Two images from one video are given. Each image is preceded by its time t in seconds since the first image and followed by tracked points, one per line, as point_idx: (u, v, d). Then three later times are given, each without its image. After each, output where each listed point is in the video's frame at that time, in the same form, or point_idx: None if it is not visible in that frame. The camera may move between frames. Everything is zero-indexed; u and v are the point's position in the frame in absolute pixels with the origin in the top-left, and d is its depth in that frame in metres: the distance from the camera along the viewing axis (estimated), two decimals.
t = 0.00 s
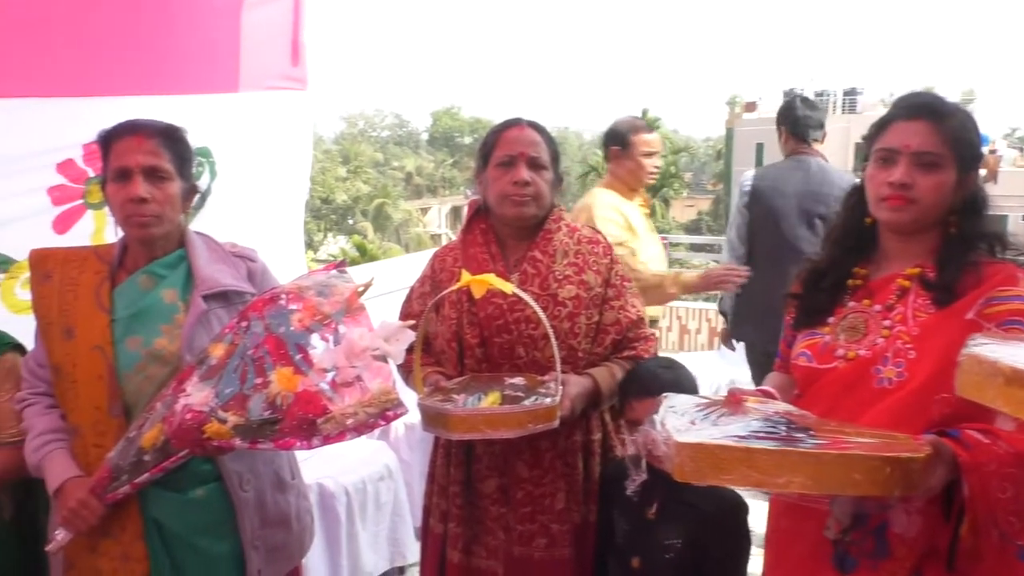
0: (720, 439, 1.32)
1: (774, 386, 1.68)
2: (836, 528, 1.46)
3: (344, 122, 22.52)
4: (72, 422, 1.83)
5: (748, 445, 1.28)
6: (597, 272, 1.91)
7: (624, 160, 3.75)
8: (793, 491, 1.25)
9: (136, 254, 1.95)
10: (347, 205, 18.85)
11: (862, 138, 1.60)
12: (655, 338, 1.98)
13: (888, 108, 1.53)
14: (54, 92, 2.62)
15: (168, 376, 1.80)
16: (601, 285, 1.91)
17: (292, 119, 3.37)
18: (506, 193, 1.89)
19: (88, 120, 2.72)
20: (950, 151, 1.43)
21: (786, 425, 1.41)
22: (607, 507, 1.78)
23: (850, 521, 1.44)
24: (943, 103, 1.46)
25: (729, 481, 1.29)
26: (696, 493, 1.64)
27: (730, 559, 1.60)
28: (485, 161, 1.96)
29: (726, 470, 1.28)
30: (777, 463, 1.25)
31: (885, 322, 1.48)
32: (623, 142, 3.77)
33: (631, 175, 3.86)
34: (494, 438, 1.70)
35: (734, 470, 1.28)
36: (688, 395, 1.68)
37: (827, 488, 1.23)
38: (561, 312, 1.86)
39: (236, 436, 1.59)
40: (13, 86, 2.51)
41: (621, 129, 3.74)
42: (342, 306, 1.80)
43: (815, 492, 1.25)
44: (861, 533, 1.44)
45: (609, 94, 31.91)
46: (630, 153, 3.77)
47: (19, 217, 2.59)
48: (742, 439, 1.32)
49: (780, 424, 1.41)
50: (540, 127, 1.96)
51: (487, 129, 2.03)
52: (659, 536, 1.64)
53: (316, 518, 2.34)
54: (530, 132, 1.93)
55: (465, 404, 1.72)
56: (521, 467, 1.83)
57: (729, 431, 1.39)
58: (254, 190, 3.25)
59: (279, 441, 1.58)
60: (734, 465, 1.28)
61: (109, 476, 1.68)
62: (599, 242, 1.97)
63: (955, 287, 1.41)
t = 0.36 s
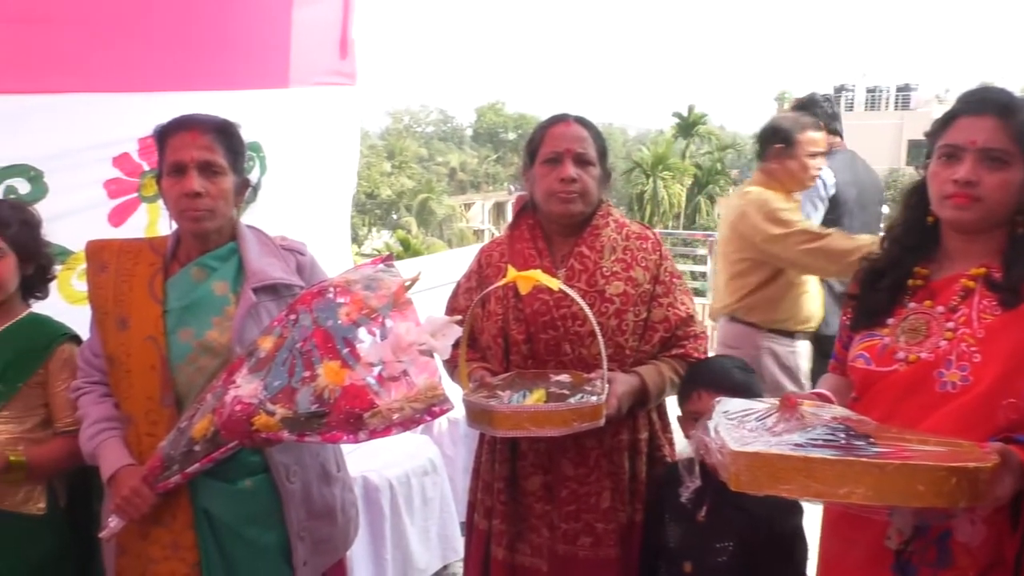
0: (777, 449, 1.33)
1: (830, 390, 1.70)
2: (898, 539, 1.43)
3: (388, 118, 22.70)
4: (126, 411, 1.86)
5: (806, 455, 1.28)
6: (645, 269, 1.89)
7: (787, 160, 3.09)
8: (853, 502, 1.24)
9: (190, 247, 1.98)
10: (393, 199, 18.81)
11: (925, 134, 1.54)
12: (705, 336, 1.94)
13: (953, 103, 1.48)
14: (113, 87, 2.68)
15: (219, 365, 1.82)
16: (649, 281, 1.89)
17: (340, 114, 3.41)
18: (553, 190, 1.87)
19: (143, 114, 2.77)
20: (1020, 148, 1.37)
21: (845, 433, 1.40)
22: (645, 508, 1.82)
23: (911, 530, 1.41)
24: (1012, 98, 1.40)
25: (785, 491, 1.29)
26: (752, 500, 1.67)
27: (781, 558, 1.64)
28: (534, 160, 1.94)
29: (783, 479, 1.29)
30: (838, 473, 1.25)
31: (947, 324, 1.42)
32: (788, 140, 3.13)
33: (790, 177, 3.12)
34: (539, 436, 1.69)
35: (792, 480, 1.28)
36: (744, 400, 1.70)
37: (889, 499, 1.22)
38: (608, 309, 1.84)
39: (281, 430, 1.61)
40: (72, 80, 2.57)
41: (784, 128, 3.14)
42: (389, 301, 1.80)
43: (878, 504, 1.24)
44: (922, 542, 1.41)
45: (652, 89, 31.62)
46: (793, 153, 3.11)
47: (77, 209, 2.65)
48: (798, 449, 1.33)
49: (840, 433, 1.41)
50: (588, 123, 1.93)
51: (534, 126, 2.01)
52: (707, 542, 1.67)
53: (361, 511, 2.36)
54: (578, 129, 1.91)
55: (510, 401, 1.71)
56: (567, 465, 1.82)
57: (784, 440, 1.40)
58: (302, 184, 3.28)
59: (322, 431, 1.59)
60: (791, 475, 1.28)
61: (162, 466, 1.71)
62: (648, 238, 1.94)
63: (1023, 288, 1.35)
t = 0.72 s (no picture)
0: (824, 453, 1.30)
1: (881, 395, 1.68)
2: (950, 547, 1.40)
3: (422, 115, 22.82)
4: (170, 406, 1.88)
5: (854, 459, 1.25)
6: (688, 268, 1.86)
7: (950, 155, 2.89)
8: (904, 509, 1.21)
9: (232, 243, 1.99)
10: (428, 197, 19.20)
11: (982, 133, 1.50)
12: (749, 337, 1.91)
13: (1013, 99, 1.43)
14: (160, 85, 2.72)
15: (261, 362, 1.84)
16: (692, 281, 1.86)
17: (380, 112, 3.43)
18: (592, 187, 1.85)
19: (186, 112, 2.82)
20: None
21: (895, 438, 1.37)
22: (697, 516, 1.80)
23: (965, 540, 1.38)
24: None
25: (831, 497, 1.26)
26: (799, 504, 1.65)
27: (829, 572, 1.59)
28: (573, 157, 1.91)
29: (829, 485, 1.26)
30: (888, 479, 1.22)
31: (1005, 329, 1.38)
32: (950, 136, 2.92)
33: (953, 174, 2.91)
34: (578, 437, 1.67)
35: (839, 485, 1.25)
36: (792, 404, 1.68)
37: (942, 507, 1.19)
38: (650, 308, 1.81)
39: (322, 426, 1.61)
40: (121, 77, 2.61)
41: (942, 123, 2.94)
42: (431, 298, 1.79)
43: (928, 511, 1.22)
44: (976, 552, 1.37)
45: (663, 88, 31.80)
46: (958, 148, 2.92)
47: (123, 205, 2.70)
48: (845, 453, 1.30)
49: (889, 437, 1.38)
50: (629, 119, 1.90)
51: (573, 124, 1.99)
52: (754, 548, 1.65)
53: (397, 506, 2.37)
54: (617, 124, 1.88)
55: (550, 401, 1.69)
56: (607, 467, 1.80)
57: (831, 445, 1.37)
58: (341, 181, 3.31)
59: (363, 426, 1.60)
60: (838, 480, 1.25)
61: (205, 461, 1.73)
62: (690, 237, 1.91)
63: None
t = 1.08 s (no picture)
0: (876, 452, 1.30)
1: (929, 396, 1.64)
2: (1003, 552, 1.37)
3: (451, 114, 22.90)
4: (211, 403, 1.90)
5: (908, 459, 1.26)
6: (730, 267, 1.82)
7: None
8: (959, 510, 1.24)
9: (271, 241, 2.00)
10: (461, 194, 19.48)
11: None
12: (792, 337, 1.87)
13: None
14: (202, 83, 2.74)
15: (300, 359, 1.85)
16: (735, 280, 1.82)
17: (415, 109, 3.43)
18: (631, 186, 1.82)
19: (224, 110, 2.84)
20: None
21: (946, 437, 1.36)
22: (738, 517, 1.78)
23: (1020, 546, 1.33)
24: None
25: (883, 496, 1.27)
26: (848, 508, 1.60)
27: None
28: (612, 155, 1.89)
29: (881, 484, 1.27)
30: (943, 481, 1.24)
31: None
32: None
33: None
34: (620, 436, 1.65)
35: (891, 485, 1.26)
36: (837, 402, 1.64)
37: (997, 509, 1.22)
38: (692, 308, 1.78)
39: (361, 424, 1.61)
40: (165, 76, 2.64)
41: None
42: (469, 295, 1.79)
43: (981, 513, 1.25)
44: None
45: (693, 84, 31.51)
46: None
47: (164, 203, 2.72)
48: (899, 452, 1.30)
49: (940, 435, 1.38)
50: (669, 115, 1.87)
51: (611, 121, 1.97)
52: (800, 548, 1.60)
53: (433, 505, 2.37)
54: (658, 122, 1.85)
55: (591, 400, 1.67)
56: (647, 468, 1.78)
57: (880, 442, 1.37)
58: (375, 179, 3.32)
59: (402, 423, 1.60)
60: (891, 480, 1.26)
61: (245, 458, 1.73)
62: (732, 235, 1.88)
63: None
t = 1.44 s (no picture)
0: (921, 456, 1.28)
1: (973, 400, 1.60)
2: None
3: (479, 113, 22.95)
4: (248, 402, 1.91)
5: (954, 465, 1.24)
6: (770, 267, 1.80)
7: None
8: (1008, 517, 1.22)
9: (307, 241, 2.01)
10: (490, 194, 19.53)
11: None
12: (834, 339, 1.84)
13: None
14: (236, 86, 2.78)
15: (336, 360, 1.85)
16: (775, 281, 1.80)
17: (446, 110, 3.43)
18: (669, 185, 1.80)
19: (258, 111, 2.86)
20: None
21: (994, 442, 1.34)
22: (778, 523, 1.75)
23: None
24: None
25: (929, 502, 1.25)
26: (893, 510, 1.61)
27: None
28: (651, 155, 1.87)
29: (928, 490, 1.26)
30: (991, 487, 1.22)
31: None
32: None
33: None
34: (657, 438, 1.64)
35: (937, 490, 1.25)
36: (878, 406, 1.62)
37: None
38: (732, 308, 1.76)
39: (396, 425, 1.61)
40: (202, 79, 2.68)
41: None
42: (506, 295, 1.78)
43: None
44: None
45: (721, 83, 31.23)
46: None
47: (202, 203, 2.75)
48: (945, 457, 1.28)
49: (988, 440, 1.35)
50: (708, 114, 1.85)
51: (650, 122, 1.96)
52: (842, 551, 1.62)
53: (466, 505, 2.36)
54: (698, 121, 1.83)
55: (629, 401, 1.66)
56: (686, 470, 1.76)
57: (925, 446, 1.34)
58: (407, 180, 3.32)
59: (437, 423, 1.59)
60: (937, 486, 1.24)
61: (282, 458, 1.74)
62: (772, 235, 1.85)
63: None
